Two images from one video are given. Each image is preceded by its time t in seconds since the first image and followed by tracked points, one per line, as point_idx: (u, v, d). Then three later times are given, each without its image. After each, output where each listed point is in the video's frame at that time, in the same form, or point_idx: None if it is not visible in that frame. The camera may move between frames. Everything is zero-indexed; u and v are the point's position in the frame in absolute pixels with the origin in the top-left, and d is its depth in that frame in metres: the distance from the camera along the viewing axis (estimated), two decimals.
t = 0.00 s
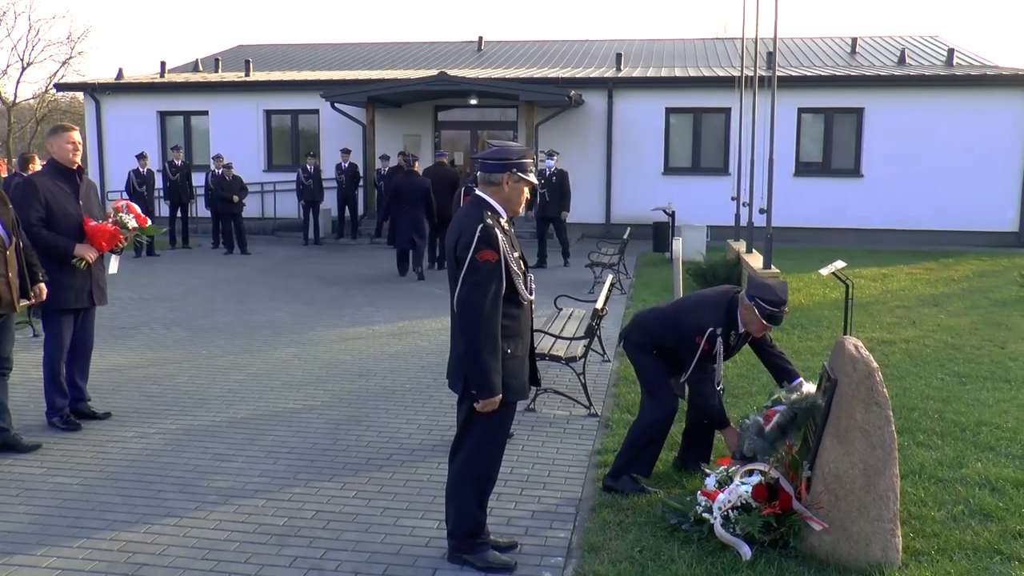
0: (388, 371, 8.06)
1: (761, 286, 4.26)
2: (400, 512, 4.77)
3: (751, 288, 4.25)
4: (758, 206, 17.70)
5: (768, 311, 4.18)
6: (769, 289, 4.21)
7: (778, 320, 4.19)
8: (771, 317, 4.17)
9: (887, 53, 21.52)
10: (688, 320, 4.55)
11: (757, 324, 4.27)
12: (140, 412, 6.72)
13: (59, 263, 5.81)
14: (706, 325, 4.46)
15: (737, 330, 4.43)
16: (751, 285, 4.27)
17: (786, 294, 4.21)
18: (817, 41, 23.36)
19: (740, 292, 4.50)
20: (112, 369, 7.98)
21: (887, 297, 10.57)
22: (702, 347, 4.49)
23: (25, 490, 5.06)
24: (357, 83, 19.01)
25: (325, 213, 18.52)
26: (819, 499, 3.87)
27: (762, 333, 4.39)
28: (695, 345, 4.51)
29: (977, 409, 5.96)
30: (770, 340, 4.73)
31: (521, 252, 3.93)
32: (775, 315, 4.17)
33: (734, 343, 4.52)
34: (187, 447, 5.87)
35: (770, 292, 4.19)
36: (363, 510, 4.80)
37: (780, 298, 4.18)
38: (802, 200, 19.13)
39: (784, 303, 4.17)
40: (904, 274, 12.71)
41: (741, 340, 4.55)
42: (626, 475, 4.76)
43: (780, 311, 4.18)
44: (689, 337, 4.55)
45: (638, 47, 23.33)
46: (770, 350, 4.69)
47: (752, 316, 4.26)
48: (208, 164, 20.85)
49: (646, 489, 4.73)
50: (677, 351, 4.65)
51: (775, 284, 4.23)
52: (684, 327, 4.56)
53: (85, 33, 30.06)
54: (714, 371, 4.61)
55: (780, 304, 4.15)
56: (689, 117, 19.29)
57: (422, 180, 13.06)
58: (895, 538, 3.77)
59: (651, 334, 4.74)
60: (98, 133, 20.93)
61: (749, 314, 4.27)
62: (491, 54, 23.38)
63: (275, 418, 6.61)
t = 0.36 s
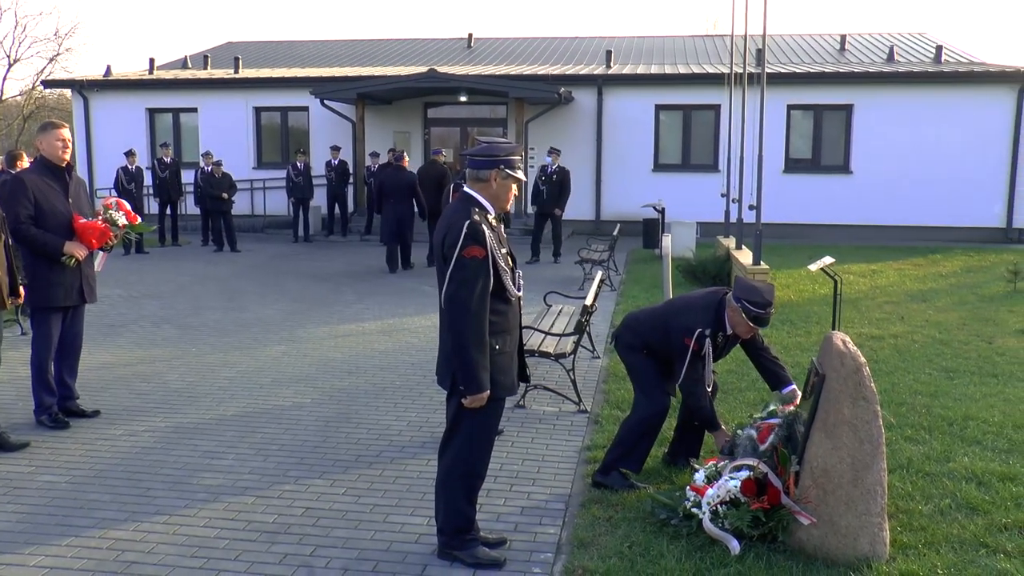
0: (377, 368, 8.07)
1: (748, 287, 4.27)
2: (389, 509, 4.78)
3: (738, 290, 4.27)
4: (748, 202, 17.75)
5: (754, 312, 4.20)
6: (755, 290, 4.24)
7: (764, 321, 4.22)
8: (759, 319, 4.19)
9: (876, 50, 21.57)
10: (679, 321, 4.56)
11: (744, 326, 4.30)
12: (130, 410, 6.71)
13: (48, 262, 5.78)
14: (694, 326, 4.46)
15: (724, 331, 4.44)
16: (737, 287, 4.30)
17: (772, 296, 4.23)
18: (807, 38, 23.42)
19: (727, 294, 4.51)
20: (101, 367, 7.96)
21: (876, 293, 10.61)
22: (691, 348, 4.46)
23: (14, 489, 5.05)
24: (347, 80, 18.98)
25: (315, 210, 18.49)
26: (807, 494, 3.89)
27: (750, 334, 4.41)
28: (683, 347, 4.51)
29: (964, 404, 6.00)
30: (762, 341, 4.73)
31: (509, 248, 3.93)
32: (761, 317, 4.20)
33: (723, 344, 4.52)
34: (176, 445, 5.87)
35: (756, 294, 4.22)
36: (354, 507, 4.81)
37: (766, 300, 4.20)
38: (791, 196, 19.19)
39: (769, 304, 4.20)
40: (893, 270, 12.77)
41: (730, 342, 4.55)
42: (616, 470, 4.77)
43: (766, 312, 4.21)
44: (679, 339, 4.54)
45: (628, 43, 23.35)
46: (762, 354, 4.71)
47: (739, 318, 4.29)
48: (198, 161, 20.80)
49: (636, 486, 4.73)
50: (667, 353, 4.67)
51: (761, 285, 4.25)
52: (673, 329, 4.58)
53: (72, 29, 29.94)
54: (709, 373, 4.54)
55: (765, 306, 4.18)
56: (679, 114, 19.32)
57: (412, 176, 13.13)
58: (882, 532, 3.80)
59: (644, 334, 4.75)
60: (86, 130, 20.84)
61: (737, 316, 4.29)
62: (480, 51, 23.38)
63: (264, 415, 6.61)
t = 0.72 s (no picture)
0: (365, 366, 8.07)
1: (735, 284, 4.28)
2: (377, 506, 4.78)
3: (726, 287, 4.28)
4: (736, 200, 17.80)
5: (741, 309, 4.21)
6: (742, 287, 4.25)
7: (750, 319, 4.23)
8: (746, 317, 4.20)
9: (863, 48, 21.65)
10: (666, 317, 4.57)
11: (731, 322, 4.32)
12: (117, 409, 6.69)
13: (34, 260, 5.76)
14: (681, 321, 4.47)
15: (711, 327, 4.45)
16: (726, 284, 4.31)
17: (760, 295, 4.24)
18: (794, 36, 23.50)
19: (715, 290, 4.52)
20: (88, 366, 7.93)
21: (863, 290, 10.66)
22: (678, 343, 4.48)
23: None
24: (334, 77, 18.95)
25: (303, 208, 18.44)
26: (794, 489, 3.91)
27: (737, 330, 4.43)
28: (670, 342, 4.52)
29: (949, 400, 6.03)
30: (751, 339, 4.73)
31: (495, 246, 3.94)
32: (748, 315, 4.21)
33: (710, 340, 4.53)
34: (164, 444, 5.86)
35: (743, 291, 4.23)
36: (342, 505, 4.81)
37: (754, 298, 4.21)
38: (779, 194, 19.25)
39: (757, 302, 4.21)
40: (880, 267, 12.83)
41: (718, 338, 4.56)
42: (603, 467, 4.78)
43: (753, 310, 4.22)
44: (666, 334, 4.55)
45: (616, 41, 23.38)
46: (752, 350, 4.72)
47: (726, 314, 4.31)
48: (185, 159, 20.74)
49: (624, 482, 4.74)
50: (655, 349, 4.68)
51: (749, 283, 4.26)
52: (660, 325, 4.59)
53: (57, 27, 29.80)
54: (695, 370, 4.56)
55: (753, 303, 4.19)
56: (667, 112, 19.37)
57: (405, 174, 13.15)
58: (868, 526, 3.82)
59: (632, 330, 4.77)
60: (73, 127, 20.73)
61: (724, 312, 4.30)
62: (468, 49, 23.37)
63: (252, 414, 6.60)
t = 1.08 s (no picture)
0: (358, 365, 8.06)
1: (724, 284, 4.30)
2: (368, 506, 4.78)
3: (716, 286, 4.29)
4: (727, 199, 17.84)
5: (728, 309, 4.23)
6: (732, 288, 4.26)
7: (739, 319, 4.25)
8: (734, 317, 4.22)
9: (854, 47, 21.69)
10: (656, 314, 4.58)
11: (719, 322, 4.34)
12: (108, 408, 6.68)
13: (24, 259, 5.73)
14: (670, 319, 4.49)
15: (700, 325, 4.47)
16: (716, 283, 4.32)
17: (750, 296, 4.25)
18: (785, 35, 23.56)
19: (706, 288, 4.54)
20: (79, 366, 7.91)
21: (853, 288, 10.69)
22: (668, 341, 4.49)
23: None
24: (326, 76, 18.92)
25: (295, 206, 18.42)
26: (784, 487, 3.93)
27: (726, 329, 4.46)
28: (659, 340, 4.55)
29: (939, 397, 6.05)
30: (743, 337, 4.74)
31: (485, 245, 3.95)
32: (736, 316, 4.23)
33: (699, 338, 4.56)
34: (155, 443, 5.85)
35: (733, 293, 4.24)
36: (334, 504, 4.81)
37: (743, 300, 4.23)
38: (770, 192, 19.28)
39: (745, 305, 4.22)
40: (871, 265, 12.86)
41: (708, 337, 4.58)
42: (594, 465, 4.79)
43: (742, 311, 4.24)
44: (656, 332, 4.57)
45: (608, 40, 23.39)
46: (744, 348, 4.73)
47: (714, 313, 4.33)
48: (177, 158, 20.69)
49: (615, 481, 4.75)
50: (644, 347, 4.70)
51: (739, 283, 4.27)
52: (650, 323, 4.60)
53: (47, 25, 29.72)
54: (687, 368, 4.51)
55: (742, 306, 4.20)
56: (658, 110, 19.39)
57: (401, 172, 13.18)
58: (858, 523, 3.83)
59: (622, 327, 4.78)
60: (63, 127, 20.67)
61: (713, 311, 4.32)
62: (460, 47, 23.36)
63: (243, 413, 6.59)
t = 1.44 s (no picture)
0: (350, 365, 8.05)
1: (714, 280, 4.30)
2: (360, 505, 4.78)
3: (705, 282, 4.30)
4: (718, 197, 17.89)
5: (717, 305, 4.24)
6: (723, 285, 4.26)
7: (729, 316, 4.26)
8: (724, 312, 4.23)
9: (845, 46, 21.75)
10: (646, 311, 4.59)
11: (708, 317, 4.35)
12: (99, 408, 6.66)
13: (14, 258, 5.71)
14: (659, 315, 4.50)
15: (688, 321, 4.48)
16: (706, 280, 4.33)
17: (739, 292, 4.26)
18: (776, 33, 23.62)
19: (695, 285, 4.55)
20: (70, 366, 7.89)
21: (845, 286, 10.71)
22: (655, 336, 4.51)
23: None
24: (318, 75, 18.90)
25: (287, 206, 18.39)
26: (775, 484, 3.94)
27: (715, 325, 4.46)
28: (648, 336, 4.56)
29: (930, 394, 6.07)
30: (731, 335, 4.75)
31: (475, 244, 3.95)
32: (725, 312, 4.24)
33: (688, 335, 4.56)
34: (146, 443, 5.84)
35: (724, 289, 4.24)
36: (326, 503, 4.81)
37: (733, 296, 4.23)
38: (762, 190, 19.32)
39: (734, 301, 4.22)
40: (862, 263, 12.89)
41: (697, 333, 4.59)
42: (585, 463, 4.80)
43: (731, 307, 4.24)
44: (644, 328, 4.58)
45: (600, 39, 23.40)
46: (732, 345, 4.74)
47: (703, 309, 4.33)
48: (168, 157, 20.65)
49: (607, 479, 4.76)
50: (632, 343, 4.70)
51: (730, 280, 4.27)
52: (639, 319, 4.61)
53: (37, 24, 29.63)
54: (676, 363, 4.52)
55: (730, 302, 4.21)
56: (650, 109, 19.42)
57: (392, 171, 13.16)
58: (848, 520, 3.85)
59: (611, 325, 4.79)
60: (54, 126, 20.62)
61: (702, 307, 4.33)
62: (452, 46, 23.35)
63: (235, 413, 6.58)
